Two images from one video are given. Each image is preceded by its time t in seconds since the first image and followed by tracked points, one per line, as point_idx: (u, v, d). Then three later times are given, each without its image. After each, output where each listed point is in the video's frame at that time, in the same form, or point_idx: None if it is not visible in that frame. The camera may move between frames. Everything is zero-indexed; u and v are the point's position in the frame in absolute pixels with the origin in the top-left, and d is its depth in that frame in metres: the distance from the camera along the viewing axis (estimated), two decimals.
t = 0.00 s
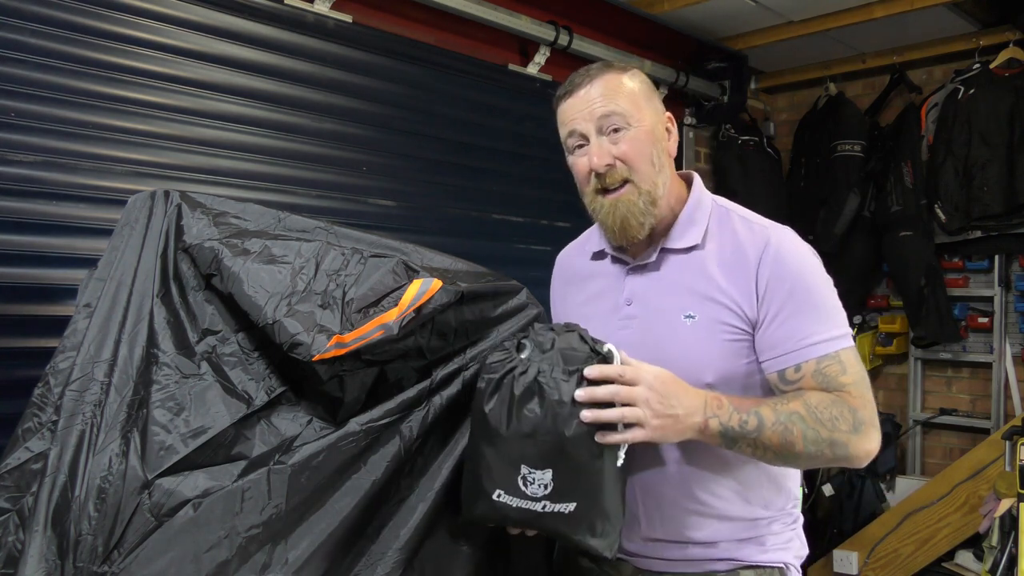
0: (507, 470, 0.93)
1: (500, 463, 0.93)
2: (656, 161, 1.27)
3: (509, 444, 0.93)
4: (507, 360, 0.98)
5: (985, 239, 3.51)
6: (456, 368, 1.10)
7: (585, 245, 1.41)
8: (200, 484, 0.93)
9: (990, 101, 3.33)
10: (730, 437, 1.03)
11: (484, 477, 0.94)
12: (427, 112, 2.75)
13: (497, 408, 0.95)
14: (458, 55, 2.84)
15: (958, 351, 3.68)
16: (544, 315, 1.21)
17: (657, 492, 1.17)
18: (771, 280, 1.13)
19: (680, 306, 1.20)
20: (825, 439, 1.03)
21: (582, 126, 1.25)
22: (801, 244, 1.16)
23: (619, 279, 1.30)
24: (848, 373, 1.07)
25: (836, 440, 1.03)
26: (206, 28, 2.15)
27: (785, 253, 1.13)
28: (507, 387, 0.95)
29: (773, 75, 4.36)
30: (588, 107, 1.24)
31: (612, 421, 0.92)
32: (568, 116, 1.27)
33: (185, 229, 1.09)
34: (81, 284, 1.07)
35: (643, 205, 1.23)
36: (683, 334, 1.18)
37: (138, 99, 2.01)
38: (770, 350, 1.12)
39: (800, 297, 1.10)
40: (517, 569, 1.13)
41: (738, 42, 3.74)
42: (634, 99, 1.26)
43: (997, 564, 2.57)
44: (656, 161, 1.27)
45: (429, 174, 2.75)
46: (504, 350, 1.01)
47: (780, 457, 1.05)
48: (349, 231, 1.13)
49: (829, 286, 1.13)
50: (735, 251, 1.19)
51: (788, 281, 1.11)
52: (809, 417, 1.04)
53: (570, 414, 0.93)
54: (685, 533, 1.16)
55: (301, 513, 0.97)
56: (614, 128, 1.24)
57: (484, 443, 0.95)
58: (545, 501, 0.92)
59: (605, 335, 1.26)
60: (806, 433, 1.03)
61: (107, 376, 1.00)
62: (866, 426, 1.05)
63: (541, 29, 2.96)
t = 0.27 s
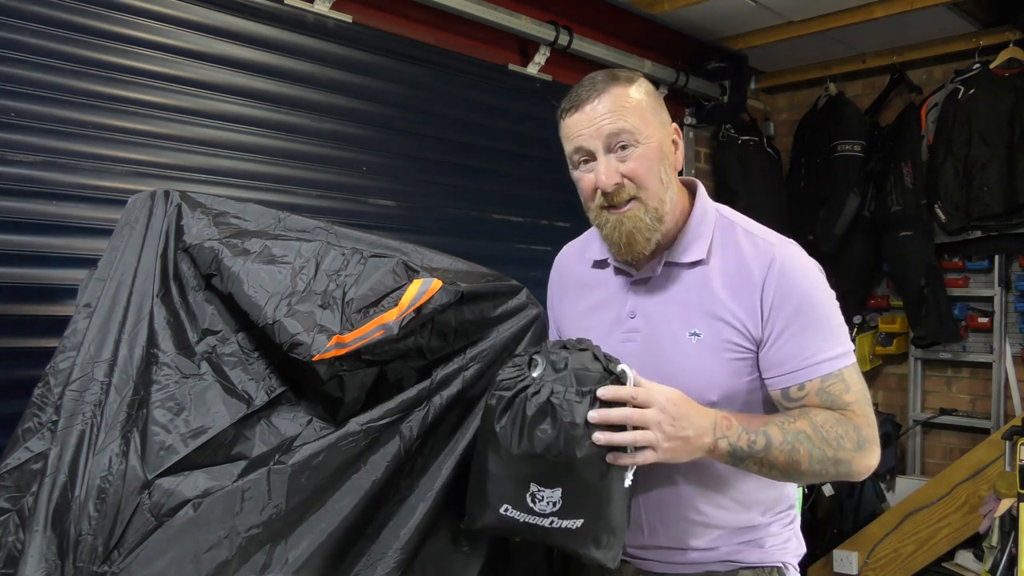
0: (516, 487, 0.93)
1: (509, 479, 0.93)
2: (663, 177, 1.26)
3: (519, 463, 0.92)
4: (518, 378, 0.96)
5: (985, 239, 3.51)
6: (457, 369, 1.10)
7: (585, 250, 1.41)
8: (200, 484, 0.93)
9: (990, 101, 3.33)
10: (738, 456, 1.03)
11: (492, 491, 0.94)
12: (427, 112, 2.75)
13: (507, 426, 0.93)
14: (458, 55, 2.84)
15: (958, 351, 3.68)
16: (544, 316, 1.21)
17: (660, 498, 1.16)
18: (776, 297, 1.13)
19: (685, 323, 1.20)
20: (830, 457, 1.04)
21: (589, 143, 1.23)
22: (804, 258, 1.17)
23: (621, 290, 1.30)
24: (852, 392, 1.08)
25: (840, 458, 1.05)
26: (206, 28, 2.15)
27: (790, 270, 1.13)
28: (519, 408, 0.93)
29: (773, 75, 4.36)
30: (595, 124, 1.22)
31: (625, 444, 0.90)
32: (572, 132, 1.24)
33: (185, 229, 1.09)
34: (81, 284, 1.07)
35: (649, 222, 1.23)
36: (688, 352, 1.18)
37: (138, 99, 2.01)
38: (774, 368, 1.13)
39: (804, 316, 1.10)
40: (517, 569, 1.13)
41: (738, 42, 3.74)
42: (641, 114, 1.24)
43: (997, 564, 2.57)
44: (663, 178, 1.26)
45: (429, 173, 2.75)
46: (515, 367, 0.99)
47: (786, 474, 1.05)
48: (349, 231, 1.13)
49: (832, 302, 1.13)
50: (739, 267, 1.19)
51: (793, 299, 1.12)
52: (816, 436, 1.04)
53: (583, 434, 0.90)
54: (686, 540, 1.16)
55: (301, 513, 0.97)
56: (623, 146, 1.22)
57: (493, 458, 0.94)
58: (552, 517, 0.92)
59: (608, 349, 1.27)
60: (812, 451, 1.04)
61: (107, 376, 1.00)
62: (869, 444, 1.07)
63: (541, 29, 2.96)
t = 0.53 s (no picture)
0: (515, 486, 0.93)
1: (508, 479, 0.93)
2: (665, 174, 1.27)
3: (518, 462, 0.92)
4: (517, 377, 0.96)
5: (985, 239, 3.51)
6: (457, 369, 1.10)
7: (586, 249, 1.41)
8: (200, 484, 0.93)
9: (990, 101, 3.33)
10: (739, 455, 1.03)
11: (492, 491, 0.94)
12: (427, 112, 2.75)
13: (506, 426, 0.93)
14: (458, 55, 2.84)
15: (958, 351, 3.68)
16: (545, 316, 1.21)
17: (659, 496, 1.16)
18: (776, 295, 1.13)
19: (685, 321, 1.20)
20: (831, 456, 1.04)
21: (593, 139, 1.23)
22: (805, 256, 1.17)
23: (622, 288, 1.30)
24: (852, 390, 1.08)
25: (841, 456, 1.04)
26: (205, 28, 2.15)
27: (790, 268, 1.14)
28: (518, 407, 0.93)
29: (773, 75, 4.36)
30: (599, 120, 1.22)
31: (625, 443, 0.90)
32: (576, 127, 1.25)
33: (185, 229, 1.09)
34: (81, 284, 1.07)
35: (651, 218, 1.23)
36: (688, 349, 1.18)
37: (138, 99, 2.01)
38: (775, 366, 1.13)
39: (805, 313, 1.11)
40: (517, 569, 1.13)
41: (738, 42, 3.74)
42: (645, 110, 1.24)
43: (997, 564, 2.57)
44: (665, 175, 1.26)
45: (429, 173, 2.75)
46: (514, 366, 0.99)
47: (787, 472, 1.05)
48: (349, 231, 1.13)
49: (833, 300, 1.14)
50: (739, 265, 1.19)
51: (794, 297, 1.12)
52: (816, 434, 1.04)
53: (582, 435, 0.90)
54: (686, 539, 1.16)
55: (302, 513, 0.97)
56: (627, 142, 1.22)
57: (492, 459, 0.94)
58: (551, 516, 0.92)
59: (607, 347, 1.27)
60: (813, 450, 1.04)
61: (107, 376, 1.00)
62: (869, 442, 1.07)
63: (541, 29, 2.96)
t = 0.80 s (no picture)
0: (509, 476, 0.93)
1: (502, 469, 0.93)
2: (669, 161, 1.27)
3: (510, 451, 0.93)
4: (510, 366, 0.98)
5: (985, 239, 3.51)
6: (457, 369, 1.10)
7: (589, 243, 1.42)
8: (200, 484, 0.93)
9: (991, 101, 3.33)
10: (732, 444, 1.03)
11: (486, 482, 0.94)
12: (427, 112, 2.75)
13: (498, 414, 0.94)
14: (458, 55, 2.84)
15: (958, 351, 3.68)
16: (544, 315, 1.21)
17: (656, 492, 1.17)
18: (775, 285, 1.13)
19: (684, 310, 1.20)
20: (828, 447, 1.02)
21: (599, 123, 1.24)
22: (806, 250, 1.16)
23: (621, 280, 1.31)
24: (850, 380, 1.07)
25: (838, 447, 1.03)
26: (205, 28, 2.15)
27: (789, 258, 1.13)
28: (509, 394, 0.94)
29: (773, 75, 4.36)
30: (605, 103, 1.23)
31: (616, 430, 0.91)
32: (583, 112, 1.26)
33: (185, 229, 1.09)
34: (81, 284, 1.07)
35: (657, 203, 1.23)
36: (686, 337, 1.18)
37: (138, 99, 2.01)
38: (772, 355, 1.12)
39: (803, 303, 1.10)
40: (518, 568, 1.13)
41: (738, 42, 3.74)
42: (650, 97, 1.26)
43: (996, 563, 2.57)
44: (669, 162, 1.27)
45: (429, 173, 2.75)
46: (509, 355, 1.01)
47: (783, 463, 1.04)
48: (349, 231, 1.13)
49: (833, 293, 1.12)
50: (738, 256, 1.18)
51: (792, 287, 1.11)
52: (812, 424, 1.03)
53: (571, 421, 0.91)
54: (684, 537, 1.16)
55: (302, 513, 0.97)
56: (633, 126, 1.23)
57: (486, 451, 0.95)
58: (545, 506, 0.92)
59: (606, 336, 1.27)
60: (809, 441, 1.03)
61: (107, 376, 1.00)
62: (868, 433, 1.05)
63: (541, 29, 2.96)
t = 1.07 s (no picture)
0: (503, 467, 0.93)
1: (496, 459, 0.93)
2: (663, 158, 1.27)
3: (503, 441, 0.93)
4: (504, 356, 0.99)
5: (985, 239, 3.51)
6: (457, 368, 1.10)
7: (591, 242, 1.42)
8: (200, 484, 0.93)
9: (991, 101, 3.33)
10: (726, 436, 1.02)
11: (481, 473, 0.95)
12: (427, 112, 2.75)
13: (491, 404, 0.95)
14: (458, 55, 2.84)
15: (958, 351, 3.68)
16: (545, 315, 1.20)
17: (655, 490, 1.18)
18: (774, 279, 1.13)
19: (683, 305, 1.20)
20: (823, 441, 1.01)
21: (591, 123, 1.25)
22: (806, 246, 1.15)
23: (621, 276, 1.32)
24: (848, 375, 1.06)
25: (834, 442, 1.02)
26: (205, 28, 2.15)
27: (787, 252, 1.13)
28: (502, 383, 0.96)
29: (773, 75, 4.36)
30: (596, 103, 1.24)
31: (606, 419, 0.92)
32: (576, 112, 1.27)
33: (185, 229, 1.09)
34: (81, 284, 1.07)
35: (651, 199, 1.23)
36: (685, 332, 1.18)
37: (137, 99, 2.01)
38: (770, 349, 1.12)
39: (801, 296, 1.10)
40: (518, 567, 1.13)
41: (738, 42, 3.74)
42: (641, 94, 1.26)
43: (996, 563, 2.57)
44: (663, 159, 1.27)
45: (429, 173, 2.75)
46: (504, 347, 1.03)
47: (778, 457, 1.04)
48: (349, 231, 1.13)
49: (833, 287, 1.12)
50: (737, 250, 1.19)
51: (791, 281, 1.11)
52: (807, 418, 1.03)
53: (562, 411, 0.93)
54: (684, 535, 1.17)
55: (302, 513, 0.97)
56: (624, 124, 1.24)
57: (482, 445, 0.95)
58: (539, 498, 0.93)
59: (607, 332, 1.27)
60: (804, 435, 1.02)
61: (107, 375, 1.00)
62: (865, 429, 1.04)
63: (541, 29, 2.96)
